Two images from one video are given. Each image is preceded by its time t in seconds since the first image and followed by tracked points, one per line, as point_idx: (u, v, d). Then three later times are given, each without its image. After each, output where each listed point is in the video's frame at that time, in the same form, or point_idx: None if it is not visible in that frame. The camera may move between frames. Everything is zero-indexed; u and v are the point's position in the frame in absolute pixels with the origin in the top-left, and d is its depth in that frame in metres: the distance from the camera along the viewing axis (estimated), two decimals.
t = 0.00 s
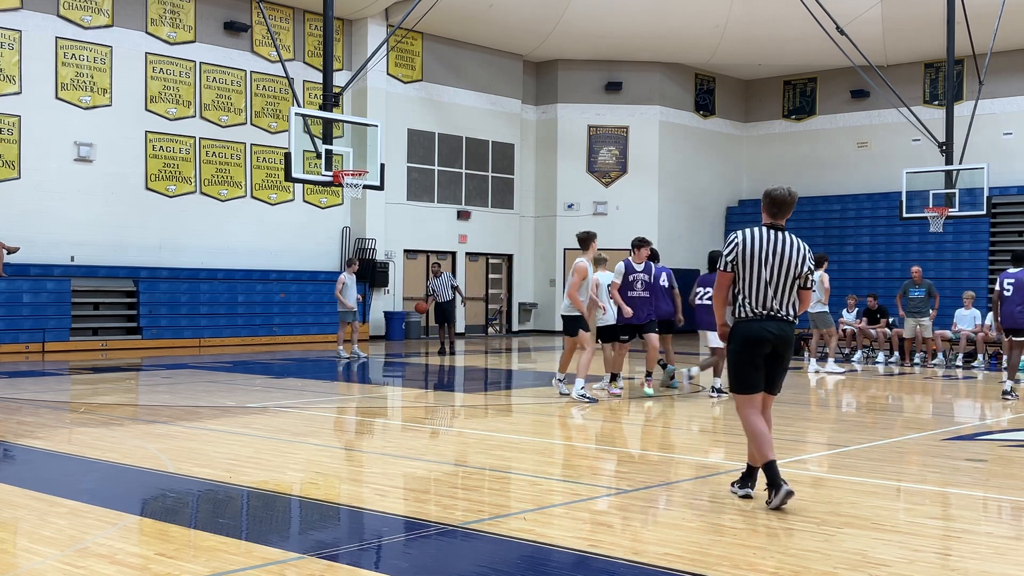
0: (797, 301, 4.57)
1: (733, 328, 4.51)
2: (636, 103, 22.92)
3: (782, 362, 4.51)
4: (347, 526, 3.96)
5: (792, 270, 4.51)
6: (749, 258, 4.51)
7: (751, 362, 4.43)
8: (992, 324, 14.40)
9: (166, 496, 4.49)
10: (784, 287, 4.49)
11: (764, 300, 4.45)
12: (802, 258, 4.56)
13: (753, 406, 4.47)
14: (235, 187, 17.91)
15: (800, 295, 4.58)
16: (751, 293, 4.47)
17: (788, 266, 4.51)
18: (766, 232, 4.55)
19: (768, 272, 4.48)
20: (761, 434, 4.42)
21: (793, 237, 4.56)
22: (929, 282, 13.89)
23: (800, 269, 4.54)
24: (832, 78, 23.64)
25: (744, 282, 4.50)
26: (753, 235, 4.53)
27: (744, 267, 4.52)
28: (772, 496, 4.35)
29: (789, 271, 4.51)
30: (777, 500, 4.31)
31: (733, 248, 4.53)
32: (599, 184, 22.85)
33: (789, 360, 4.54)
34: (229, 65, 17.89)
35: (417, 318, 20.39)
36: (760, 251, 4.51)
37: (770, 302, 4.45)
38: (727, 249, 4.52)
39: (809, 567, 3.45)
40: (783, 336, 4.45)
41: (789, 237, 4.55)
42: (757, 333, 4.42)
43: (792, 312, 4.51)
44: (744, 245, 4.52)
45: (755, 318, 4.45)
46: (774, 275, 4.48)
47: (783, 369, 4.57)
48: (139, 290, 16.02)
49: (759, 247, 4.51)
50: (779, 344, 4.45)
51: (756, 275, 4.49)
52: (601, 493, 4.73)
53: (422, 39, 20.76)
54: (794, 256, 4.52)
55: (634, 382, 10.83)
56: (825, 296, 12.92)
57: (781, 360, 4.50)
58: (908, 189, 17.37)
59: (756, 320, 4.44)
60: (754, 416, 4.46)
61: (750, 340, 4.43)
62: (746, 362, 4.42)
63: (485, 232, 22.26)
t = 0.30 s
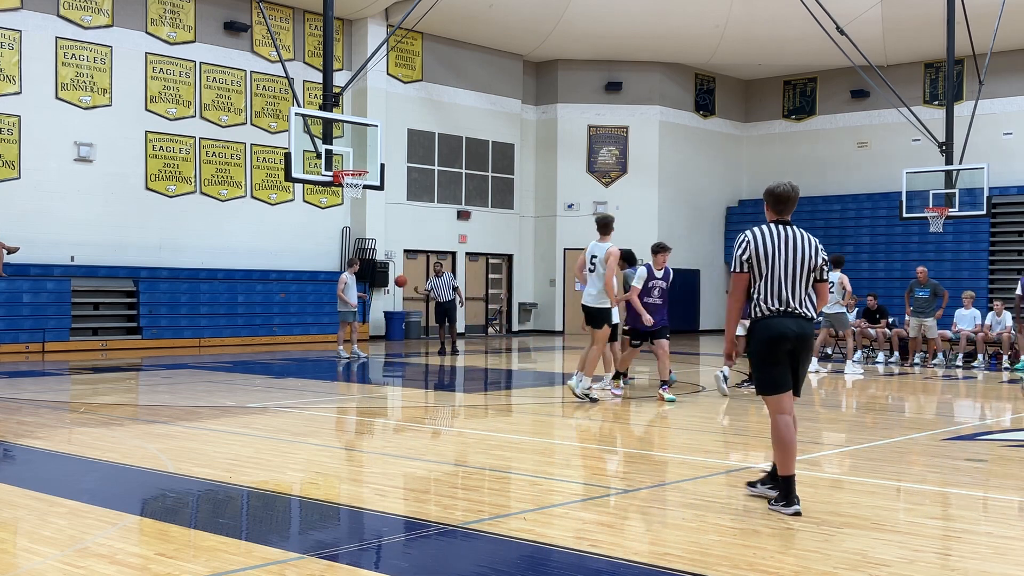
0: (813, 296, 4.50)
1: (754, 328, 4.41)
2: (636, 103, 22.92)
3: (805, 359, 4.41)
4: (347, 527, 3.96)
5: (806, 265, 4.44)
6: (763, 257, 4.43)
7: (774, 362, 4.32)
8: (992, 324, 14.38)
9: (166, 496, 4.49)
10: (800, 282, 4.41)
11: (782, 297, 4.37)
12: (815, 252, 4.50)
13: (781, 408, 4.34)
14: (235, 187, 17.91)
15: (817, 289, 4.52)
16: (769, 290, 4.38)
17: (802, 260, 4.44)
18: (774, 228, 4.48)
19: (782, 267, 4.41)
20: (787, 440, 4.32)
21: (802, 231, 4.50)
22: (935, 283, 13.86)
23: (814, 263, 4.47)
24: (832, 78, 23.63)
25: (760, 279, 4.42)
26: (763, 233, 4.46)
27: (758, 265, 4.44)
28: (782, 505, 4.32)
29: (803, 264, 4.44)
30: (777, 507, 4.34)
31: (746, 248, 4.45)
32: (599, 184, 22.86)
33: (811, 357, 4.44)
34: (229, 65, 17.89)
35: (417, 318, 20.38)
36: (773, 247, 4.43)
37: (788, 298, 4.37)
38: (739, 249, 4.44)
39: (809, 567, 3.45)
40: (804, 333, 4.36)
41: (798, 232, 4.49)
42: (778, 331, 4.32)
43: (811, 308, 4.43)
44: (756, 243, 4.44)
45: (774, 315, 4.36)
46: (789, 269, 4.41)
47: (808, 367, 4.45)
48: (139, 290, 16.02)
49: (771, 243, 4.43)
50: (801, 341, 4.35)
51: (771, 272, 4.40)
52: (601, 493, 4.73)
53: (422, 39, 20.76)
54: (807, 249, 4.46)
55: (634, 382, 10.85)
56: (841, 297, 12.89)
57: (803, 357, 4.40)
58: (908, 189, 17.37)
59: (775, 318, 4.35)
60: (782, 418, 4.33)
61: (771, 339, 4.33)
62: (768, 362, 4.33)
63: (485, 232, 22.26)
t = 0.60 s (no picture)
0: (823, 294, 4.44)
1: (760, 328, 4.38)
2: (636, 103, 22.92)
3: (816, 361, 4.29)
4: (347, 526, 3.96)
5: (814, 263, 4.38)
6: (772, 257, 4.38)
7: (776, 364, 4.28)
8: (992, 324, 14.38)
9: (166, 496, 4.49)
10: (808, 280, 4.35)
11: (788, 298, 4.31)
12: (825, 248, 4.43)
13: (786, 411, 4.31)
14: (235, 187, 17.91)
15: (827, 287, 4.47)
16: (777, 289, 4.33)
17: (810, 257, 4.38)
18: (782, 226, 4.44)
19: (789, 265, 4.36)
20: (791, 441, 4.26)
21: (811, 228, 4.44)
22: (936, 283, 13.82)
23: (822, 260, 4.42)
24: (832, 78, 23.63)
25: (768, 278, 4.37)
26: (770, 231, 4.42)
27: (766, 264, 4.39)
28: (781, 505, 4.33)
29: (812, 262, 4.38)
30: (777, 507, 4.35)
31: (754, 246, 4.41)
32: (599, 184, 22.86)
33: (823, 358, 4.31)
34: (229, 65, 17.89)
35: (417, 318, 20.37)
36: (780, 245, 4.38)
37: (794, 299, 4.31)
38: (747, 248, 4.41)
39: (809, 567, 3.45)
40: (808, 333, 4.29)
41: (806, 229, 4.44)
42: (779, 333, 4.29)
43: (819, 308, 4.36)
44: (763, 242, 4.40)
45: (777, 314, 4.33)
46: (797, 268, 4.36)
47: (823, 370, 4.31)
48: (139, 290, 16.02)
49: (779, 241, 4.39)
50: (805, 342, 4.28)
51: (778, 271, 4.35)
52: (601, 493, 4.73)
53: (422, 39, 20.76)
54: (815, 246, 4.40)
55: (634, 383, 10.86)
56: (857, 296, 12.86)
57: (812, 358, 4.29)
58: (908, 189, 17.36)
59: (780, 320, 4.31)
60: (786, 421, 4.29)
61: (772, 341, 4.30)
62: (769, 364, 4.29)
63: (485, 232, 22.25)
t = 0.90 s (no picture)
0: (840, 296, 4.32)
1: (770, 330, 4.31)
2: (636, 103, 22.92)
3: (827, 362, 4.18)
4: (347, 526, 3.96)
5: (830, 264, 4.27)
6: (785, 257, 4.28)
7: (785, 365, 4.21)
8: (992, 324, 14.37)
9: (166, 496, 4.49)
10: (822, 283, 4.25)
11: (801, 300, 4.23)
12: (840, 250, 4.31)
13: (793, 412, 4.26)
14: (235, 187, 17.91)
15: (844, 290, 4.33)
16: (789, 292, 4.25)
17: (825, 260, 4.27)
18: (797, 226, 4.34)
19: (803, 268, 4.26)
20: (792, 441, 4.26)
21: (828, 228, 4.32)
22: (933, 282, 13.80)
23: (838, 262, 4.29)
24: (832, 78, 23.63)
25: (781, 280, 4.29)
26: (785, 231, 4.32)
27: (780, 266, 4.30)
28: (781, 504, 4.33)
29: (826, 264, 4.27)
30: (777, 507, 4.35)
31: (767, 248, 4.31)
32: (599, 183, 22.87)
33: (838, 360, 4.20)
34: (229, 65, 17.89)
35: (417, 318, 20.35)
36: (794, 246, 4.29)
37: (807, 300, 4.23)
38: (760, 249, 4.32)
39: (809, 567, 3.45)
40: (821, 335, 4.19)
41: (823, 229, 4.32)
42: (789, 334, 4.21)
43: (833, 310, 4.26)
44: (777, 243, 4.30)
45: (789, 316, 4.24)
46: (810, 270, 4.26)
47: (836, 373, 4.18)
48: (139, 290, 16.02)
49: (793, 242, 4.29)
50: (817, 343, 4.18)
51: (791, 273, 4.27)
52: (601, 493, 4.73)
53: (422, 39, 20.76)
54: (831, 248, 4.28)
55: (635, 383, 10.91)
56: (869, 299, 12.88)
57: (826, 359, 4.18)
58: (908, 189, 17.36)
59: (792, 320, 4.23)
60: (792, 421, 4.25)
61: (782, 342, 4.23)
62: (776, 365, 4.24)
63: (485, 232, 22.26)
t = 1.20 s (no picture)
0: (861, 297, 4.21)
1: (790, 331, 4.22)
2: (636, 103, 22.92)
3: (844, 364, 4.09)
4: (347, 526, 3.96)
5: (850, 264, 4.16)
6: (806, 257, 4.19)
7: (803, 366, 4.12)
8: (992, 324, 14.36)
9: (166, 496, 4.49)
10: (844, 283, 4.16)
11: (822, 300, 4.14)
12: (863, 249, 4.21)
13: (803, 414, 4.18)
14: (235, 187, 17.91)
15: (865, 291, 4.21)
16: (811, 292, 4.17)
17: (847, 259, 4.17)
18: (818, 226, 4.24)
19: (825, 267, 4.17)
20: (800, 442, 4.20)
21: (849, 229, 4.21)
22: (929, 282, 13.88)
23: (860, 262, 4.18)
24: (832, 78, 23.63)
25: (803, 281, 4.20)
26: (807, 230, 4.23)
27: (802, 266, 4.21)
28: (780, 504, 4.33)
29: (848, 264, 4.17)
30: (777, 506, 4.35)
31: (788, 248, 4.23)
32: (599, 183, 22.87)
33: (857, 363, 4.11)
34: (229, 65, 17.89)
35: (417, 318, 20.34)
36: (816, 246, 4.19)
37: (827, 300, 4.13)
38: (781, 249, 4.25)
39: (809, 567, 3.45)
40: (842, 337, 4.10)
41: (844, 229, 4.21)
42: (808, 334, 4.12)
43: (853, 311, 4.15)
44: (798, 243, 4.21)
45: (812, 318, 4.15)
46: (831, 270, 4.16)
47: (852, 376, 4.09)
48: (139, 290, 16.02)
49: (815, 241, 4.20)
50: (839, 345, 4.09)
51: (814, 273, 4.17)
52: (602, 493, 4.73)
53: (422, 39, 20.75)
54: (854, 247, 4.18)
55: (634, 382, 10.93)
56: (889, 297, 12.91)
57: (845, 362, 4.09)
58: (908, 189, 17.36)
59: (812, 321, 4.14)
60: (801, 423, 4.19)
61: (803, 342, 4.13)
62: (791, 363, 4.16)
63: (485, 231, 22.25)
